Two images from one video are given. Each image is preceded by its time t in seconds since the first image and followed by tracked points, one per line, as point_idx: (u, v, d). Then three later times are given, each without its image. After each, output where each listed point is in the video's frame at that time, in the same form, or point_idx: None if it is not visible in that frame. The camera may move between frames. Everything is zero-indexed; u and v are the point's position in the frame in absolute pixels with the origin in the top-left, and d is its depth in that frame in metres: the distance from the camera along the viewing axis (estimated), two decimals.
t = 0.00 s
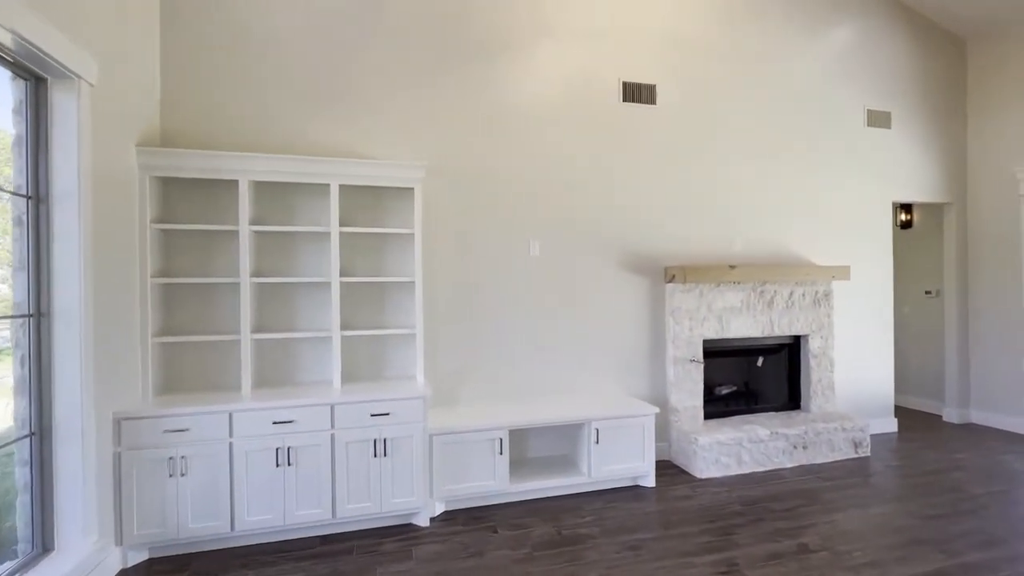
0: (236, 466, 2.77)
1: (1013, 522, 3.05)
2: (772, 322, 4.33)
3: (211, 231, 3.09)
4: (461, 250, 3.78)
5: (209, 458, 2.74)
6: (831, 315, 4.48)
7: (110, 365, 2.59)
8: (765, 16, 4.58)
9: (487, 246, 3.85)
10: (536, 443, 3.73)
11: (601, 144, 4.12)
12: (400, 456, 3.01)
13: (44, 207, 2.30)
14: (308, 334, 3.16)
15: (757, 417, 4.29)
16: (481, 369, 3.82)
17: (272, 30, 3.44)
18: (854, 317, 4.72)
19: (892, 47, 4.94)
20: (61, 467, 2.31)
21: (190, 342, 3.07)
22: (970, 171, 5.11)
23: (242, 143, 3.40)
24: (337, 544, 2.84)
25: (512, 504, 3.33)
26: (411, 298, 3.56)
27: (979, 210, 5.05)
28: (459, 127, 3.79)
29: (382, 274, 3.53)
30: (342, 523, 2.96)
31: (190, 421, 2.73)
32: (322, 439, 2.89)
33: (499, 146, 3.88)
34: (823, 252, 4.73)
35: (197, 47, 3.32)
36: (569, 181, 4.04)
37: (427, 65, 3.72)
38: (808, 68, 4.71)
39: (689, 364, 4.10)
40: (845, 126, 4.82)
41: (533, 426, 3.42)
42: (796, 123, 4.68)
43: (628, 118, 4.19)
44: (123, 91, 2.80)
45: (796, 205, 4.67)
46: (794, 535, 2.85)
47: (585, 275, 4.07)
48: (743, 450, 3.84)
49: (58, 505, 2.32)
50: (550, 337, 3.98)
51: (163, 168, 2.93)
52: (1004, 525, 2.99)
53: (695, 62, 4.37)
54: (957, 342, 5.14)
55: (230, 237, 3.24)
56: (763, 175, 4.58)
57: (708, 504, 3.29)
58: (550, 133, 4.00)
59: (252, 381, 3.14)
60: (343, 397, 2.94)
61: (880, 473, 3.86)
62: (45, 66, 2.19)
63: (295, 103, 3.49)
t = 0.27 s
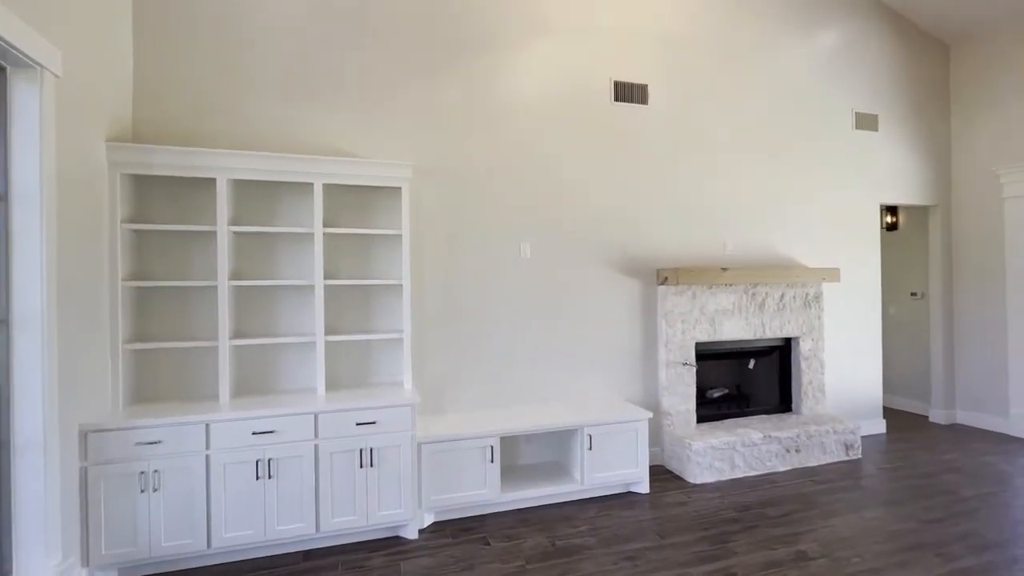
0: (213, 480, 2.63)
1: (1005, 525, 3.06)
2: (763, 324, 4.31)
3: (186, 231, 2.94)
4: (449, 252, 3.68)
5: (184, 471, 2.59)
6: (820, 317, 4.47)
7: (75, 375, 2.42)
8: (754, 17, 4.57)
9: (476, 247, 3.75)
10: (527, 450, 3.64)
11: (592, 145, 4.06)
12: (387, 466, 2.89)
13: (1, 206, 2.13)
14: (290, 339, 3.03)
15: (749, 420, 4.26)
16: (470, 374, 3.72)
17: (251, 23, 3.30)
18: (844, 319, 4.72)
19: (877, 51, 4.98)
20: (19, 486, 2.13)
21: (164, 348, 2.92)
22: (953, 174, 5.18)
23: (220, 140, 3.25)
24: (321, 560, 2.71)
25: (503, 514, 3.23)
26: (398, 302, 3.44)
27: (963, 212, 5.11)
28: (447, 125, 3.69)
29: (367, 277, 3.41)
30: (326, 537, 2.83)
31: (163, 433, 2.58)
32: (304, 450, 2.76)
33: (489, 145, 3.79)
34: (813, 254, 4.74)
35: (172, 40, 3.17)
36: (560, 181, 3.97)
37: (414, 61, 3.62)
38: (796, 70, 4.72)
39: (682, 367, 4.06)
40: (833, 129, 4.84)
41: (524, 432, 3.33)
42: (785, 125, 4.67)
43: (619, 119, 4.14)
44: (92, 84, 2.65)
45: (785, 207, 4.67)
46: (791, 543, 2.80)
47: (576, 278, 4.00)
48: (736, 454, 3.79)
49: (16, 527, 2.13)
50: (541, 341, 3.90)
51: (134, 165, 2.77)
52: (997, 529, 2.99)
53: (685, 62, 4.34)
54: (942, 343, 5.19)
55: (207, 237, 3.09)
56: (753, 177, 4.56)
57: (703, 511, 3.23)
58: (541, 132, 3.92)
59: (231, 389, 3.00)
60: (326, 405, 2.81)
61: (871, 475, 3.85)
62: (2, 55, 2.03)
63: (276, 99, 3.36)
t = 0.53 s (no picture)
0: (197, 494, 2.48)
1: (1001, 525, 3.07)
2: (758, 326, 4.30)
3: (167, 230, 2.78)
4: (444, 253, 3.58)
5: (165, 485, 2.44)
6: (813, 318, 4.48)
7: (46, 385, 2.25)
8: (747, 19, 4.57)
9: (471, 248, 3.65)
10: (524, 455, 3.56)
11: (589, 144, 4.00)
12: (382, 476, 2.78)
13: None
14: (278, 343, 2.89)
15: (744, 422, 4.24)
16: (465, 378, 3.61)
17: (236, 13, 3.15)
18: (835, 320, 4.75)
19: (866, 54, 5.03)
20: None
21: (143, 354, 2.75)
22: (939, 177, 5.26)
23: (203, 135, 3.09)
24: None
25: (501, 522, 3.14)
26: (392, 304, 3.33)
27: (948, 215, 5.19)
28: (441, 122, 3.59)
29: (359, 278, 3.29)
30: (317, 552, 2.70)
31: (143, 445, 2.42)
32: (295, 460, 2.63)
33: (484, 143, 3.70)
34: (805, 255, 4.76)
35: (151, 28, 3.00)
36: (556, 181, 3.90)
37: (407, 56, 3.50)
38: (789, 72, 4.73)
39: (678, 370, 4.02)
40: (824, 131, 4.87)
41: (523, 438, 3.24)
42: (778, 127, 4.69)
43: (615, 118, 4.09)
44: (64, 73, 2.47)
45: (778, 208, 4.68)
46: (794, 548, 2.77)
47: (572, 279, 3.93)
48: (734, 457, 3.76)
49: None
50: (537, 344, 3.82)
51: (111, 160, 2.61)
52: (994, 529, 3.00)
53: (680, 63, 4.31)
54: (928, 344, 5.27)
55: (190, 236, 2.94)
56: (747, 178, 4.56)
57: (705, 516, 3.18)
58: (537, 131, 3.85)
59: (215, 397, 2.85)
60: (318, 414, 2.68)
61: (866, 476, 3.86)
62: None
63: (263, 93, 3.21)
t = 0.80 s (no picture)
0: (181, 512, 2.34)
1: (995, 527, 3.10)
2: (752, 329, 4.30)
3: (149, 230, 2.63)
4: (438, 254, 3.48)
5: (147, 503, 2.30)
6: (806, 321, 4.51)
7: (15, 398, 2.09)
8: (740, 22, 4.58)
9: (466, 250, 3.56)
10: (521, 463, 3.48)
11: (585, 145, 3.95)
12: (377, 488, 2.67)
13: None
14: (267, 350, 2.76)
15: (739, 425, 4.24)
16: (460, 384, 3.52)
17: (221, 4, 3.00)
18: (827, 323, 4.78)
19: (854, 59, 5.09)
20: None
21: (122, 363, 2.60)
22: (924, 182, 5.36)
23: (186, 131, 2.94)
24: None
25: (499, 533, 3.05)
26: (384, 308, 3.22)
27: (933, 219, 5.29)
28: (436, 121, 3.49)
29: (351, 282, 3.17)
30: (310, 568, 2.58)
31: (122, 460, 2.28)
32: (286, 474, 2.50)
33: (479, 143, 3.61)
34: (797, 258, 4.79)
35: (130, 17, 2.84)
36: (552, 183, 3.83)
37: (401, 52, 3.40)
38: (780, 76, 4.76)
39: (675, 374, 3.99)
40: (815, 135, 4.91)
41: (521, 446, 3.16)
42: (771, 130, 4.71)
43: (611, 118, 4.04)
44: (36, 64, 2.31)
45: (771, 211, 4.70)
46: (797, 554, 2.75)
47: (569, 282, 3.87)
48: (731, 461, 3.75)
49: None
50: (533, 348, 3.74)
51: (87, 157, 2.45)
52: (988, 531, 3.03)
53: (676, 65, 4.29)
54: (913, 345, 5.36)
55: (173, 237, 2.79)
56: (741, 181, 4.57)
57: (705, 522, 3.15)
58: (533, 131, 3.78)
59: (200, 407, 2.70)
60: (310, 424, 2.56)
61: (860, 478, 3.88)
62: None
63: (250, 88, 3.07)
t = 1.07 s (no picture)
0: (155, 526, 2.19)
1: (981, 523, 3.14)
2: (741, 328, 4.30)
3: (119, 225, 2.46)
4: (427, 253, 3.37)
5: (117, 518, 2.14)
6: (793, 321, 4.54)
7: None
8: (727, 23, 4.59)
9: (456, 248, 3.46)
10: (512, 466, 3.39)
11: (577, 143, 3.89)
12: (365, 496, 2.55)
13: None
14: (248, 353, 2.61)
15: (729, 425, 4.23)
16: (450, 386, 3.42)
17: None
18: (812, 322, 4.82)
19: (837, 62, 5.16)
20: None
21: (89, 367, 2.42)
22: (903, 184, 5.47)
23: (159, 121, 2.76)
24: None
25: (492, 539, 2.96)
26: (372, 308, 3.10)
27: (912, 220, 5.40)
28: (425, 115, 3.38)
29: (336, 281, 3.03)
30: None
31: (89, 473, 2.11)
32: (268, 484, 2.36)
33: (469, 139, 3.51)
34: (783, 259, 4.82)
35: None
36: (543, 180, 3.76)
37: (388, 43, 3.28)
38: (767, 77, 4.80)
39: (666, 374, 3.95)
40: (800, 137, 4.96)
41: (514, 450, 3.08)
42: (757, 131, 4.73)
43: (602, 116, 3.99)
44: None
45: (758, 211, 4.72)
46: (794, 555, 2.73)
47: (560, 282, 3.80)
48: (723, 462, 3.73)
49: None
50: (524, 349, 3.66)
51: (51, 146, 2.27)
52: (975, 528, 3.07)
53: (665, 63, 4.27)
54: (893, 344, 5.47)
55: (146, 233, 2.63)
56: (729, 181, 4.58)
57: (700, 524, 3.12)
58: (524, 127, 3.70)
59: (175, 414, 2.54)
60: (294, 431, 2.43)
61: (848, 477, 3.91)
62: None
63: (229, 76, 2.90)
